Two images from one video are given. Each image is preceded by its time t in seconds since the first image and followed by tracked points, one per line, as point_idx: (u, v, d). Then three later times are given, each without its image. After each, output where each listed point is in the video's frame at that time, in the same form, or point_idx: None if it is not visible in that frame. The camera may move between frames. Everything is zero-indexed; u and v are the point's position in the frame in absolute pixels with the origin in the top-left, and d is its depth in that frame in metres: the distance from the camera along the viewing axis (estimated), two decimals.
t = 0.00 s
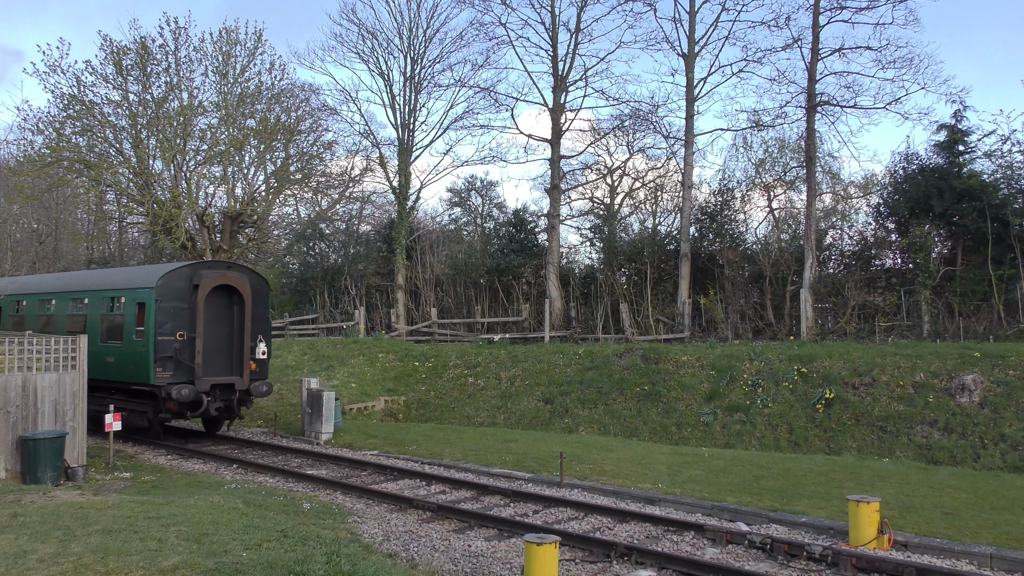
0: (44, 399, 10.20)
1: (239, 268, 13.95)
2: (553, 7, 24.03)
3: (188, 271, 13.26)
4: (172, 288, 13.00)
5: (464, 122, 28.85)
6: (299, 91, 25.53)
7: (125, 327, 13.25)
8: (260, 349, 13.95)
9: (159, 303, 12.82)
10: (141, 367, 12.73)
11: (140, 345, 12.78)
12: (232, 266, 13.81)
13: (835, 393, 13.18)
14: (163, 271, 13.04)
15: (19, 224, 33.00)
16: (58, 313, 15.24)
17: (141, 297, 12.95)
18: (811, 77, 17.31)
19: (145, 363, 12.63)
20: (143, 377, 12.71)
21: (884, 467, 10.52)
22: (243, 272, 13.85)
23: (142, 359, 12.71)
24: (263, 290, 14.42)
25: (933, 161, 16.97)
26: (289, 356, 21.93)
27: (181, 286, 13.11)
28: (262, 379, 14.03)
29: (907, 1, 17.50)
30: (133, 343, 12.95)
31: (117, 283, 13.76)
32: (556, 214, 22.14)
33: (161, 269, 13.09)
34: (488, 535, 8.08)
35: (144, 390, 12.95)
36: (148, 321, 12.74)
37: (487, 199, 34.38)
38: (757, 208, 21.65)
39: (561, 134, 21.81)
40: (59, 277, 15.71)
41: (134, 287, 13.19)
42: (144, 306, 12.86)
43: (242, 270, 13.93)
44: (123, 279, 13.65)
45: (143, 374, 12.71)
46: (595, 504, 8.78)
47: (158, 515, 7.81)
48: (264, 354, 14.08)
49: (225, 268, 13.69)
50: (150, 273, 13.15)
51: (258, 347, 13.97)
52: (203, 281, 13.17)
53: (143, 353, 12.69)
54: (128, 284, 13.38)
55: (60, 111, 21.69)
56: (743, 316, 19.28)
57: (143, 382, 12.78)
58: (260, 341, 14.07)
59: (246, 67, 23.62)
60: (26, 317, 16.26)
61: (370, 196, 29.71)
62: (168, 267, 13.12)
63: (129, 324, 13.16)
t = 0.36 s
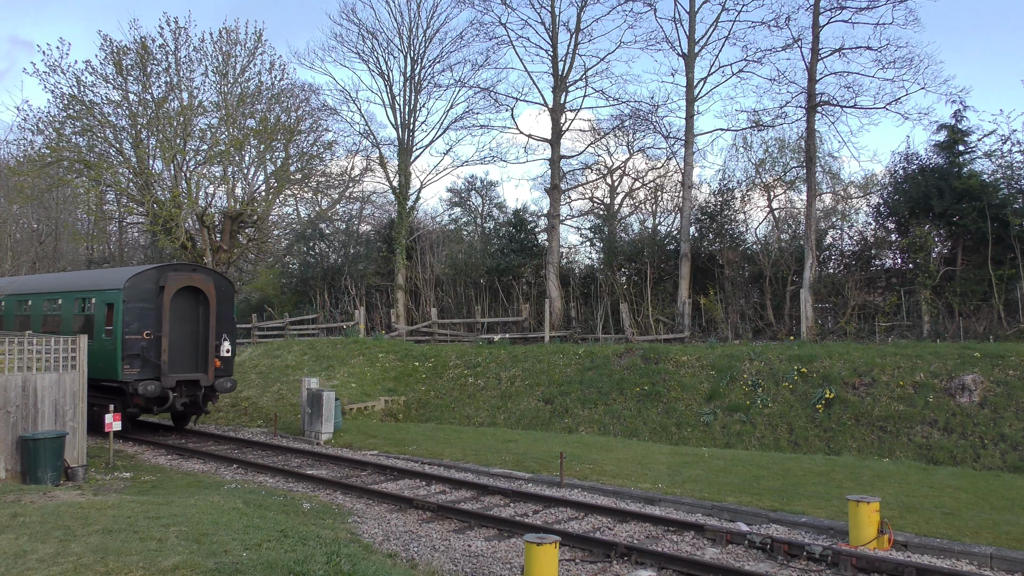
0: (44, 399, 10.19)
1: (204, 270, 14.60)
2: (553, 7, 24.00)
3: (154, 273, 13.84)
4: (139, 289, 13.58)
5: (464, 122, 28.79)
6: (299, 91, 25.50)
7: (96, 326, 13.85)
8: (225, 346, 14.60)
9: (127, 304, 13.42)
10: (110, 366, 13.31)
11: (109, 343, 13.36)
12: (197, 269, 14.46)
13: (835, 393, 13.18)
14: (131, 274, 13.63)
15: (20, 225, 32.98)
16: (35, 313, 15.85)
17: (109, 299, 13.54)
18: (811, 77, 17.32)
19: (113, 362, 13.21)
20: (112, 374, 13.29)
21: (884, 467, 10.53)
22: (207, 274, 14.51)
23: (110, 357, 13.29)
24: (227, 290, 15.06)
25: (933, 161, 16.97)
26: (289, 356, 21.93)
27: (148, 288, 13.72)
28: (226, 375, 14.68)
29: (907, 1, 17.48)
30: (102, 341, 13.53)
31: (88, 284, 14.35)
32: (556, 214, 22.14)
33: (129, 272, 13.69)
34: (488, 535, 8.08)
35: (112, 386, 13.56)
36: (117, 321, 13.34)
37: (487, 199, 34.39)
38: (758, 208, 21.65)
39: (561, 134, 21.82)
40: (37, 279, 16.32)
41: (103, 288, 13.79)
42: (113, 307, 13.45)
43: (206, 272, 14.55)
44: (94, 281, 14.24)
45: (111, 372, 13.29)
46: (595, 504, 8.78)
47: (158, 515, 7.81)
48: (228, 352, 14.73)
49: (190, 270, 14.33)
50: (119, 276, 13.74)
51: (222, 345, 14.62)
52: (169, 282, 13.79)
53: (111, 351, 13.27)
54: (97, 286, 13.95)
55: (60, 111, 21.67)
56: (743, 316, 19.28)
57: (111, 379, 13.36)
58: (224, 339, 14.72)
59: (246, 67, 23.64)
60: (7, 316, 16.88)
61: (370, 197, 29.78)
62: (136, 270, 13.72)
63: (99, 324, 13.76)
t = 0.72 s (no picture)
0: (44, 399, 10.19)
1: (173, 272, 14.83)
2: (554, 7, 24.03)
3: (124, 275, 14.05)
4: (109, 291, 13.77)
5: (464, 122, 28.70)
6: (299, 91, 25.46)
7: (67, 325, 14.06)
8: (193, 345, 14.86)
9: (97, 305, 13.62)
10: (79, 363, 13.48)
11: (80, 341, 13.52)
12: (166, 271, 14.67)
13: (835, 393, 13.18)
14: (102, 275, 13.83)
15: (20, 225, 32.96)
16: (13, 311, 16.11)
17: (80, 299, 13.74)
18: (811, 77, 17.32)
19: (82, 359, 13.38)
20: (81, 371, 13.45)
21: (884, 467, 10.53)
22: (176, 275, 14.75)
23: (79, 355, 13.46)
24: (194, 291, 15.35)
25: (933, 161, 16.98)
26: (289, 356, 21.94)
27: (118, 289, 13.90)
28: (195, 372, 14.95)
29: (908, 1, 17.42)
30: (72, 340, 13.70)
31: (61, 285, 14.56)
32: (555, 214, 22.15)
33: (99, 274, 13.88)
34: (488, 535, 8.08)
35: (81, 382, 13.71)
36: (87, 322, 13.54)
37: (487, 199, 34.42)
38: (757, 208, 21.65)
39: (561, 134, 21.83)
40: (15, 276, 16.59)
41: (74, 289, 13.98)
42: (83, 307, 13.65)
43: (175, 274, 14.82)
44: (67, 282, 14.45)
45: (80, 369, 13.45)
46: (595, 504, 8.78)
47: (158, 515, 7.81)
48: (196, 350, 14.99)
49: (159, 272, 14.54)
50: (90, 277, 13.94)
51: (190, 344, 14.88)
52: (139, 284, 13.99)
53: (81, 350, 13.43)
54: (69, 286, 14.18)
55: (60, 111, 21.65)
56: (743, 316, 19.29)
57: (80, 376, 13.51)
58: (192, 338, 14.98)
59: (246, 67, 23.63)
60: None
61: (371, 197, 29.94)
62: (107, 271, 13.92)
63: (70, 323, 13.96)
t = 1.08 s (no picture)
0: (44, 399, 10.19)
1: (144, 274, 15.37)
2: (554, 7, 23.91)
3: (95, 277, 14.61)
4: (81, 293, 14.33)
5: (464, 122, 28.56)
6: (299, 91, 25.41)
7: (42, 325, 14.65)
8: (163, 344, 15.36)
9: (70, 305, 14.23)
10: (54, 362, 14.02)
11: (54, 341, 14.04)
12: (137, 273, 15.22)
13: (836, 393, 13.18)
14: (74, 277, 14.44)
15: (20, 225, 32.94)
16: None
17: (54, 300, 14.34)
18: (811, 77, 17.31)
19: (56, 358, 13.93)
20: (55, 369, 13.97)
21: (884, 467, 10.53)
22: (147, 277, 15.29)
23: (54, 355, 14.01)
24: (164, 291, 15.88)
25: (933, 161, 16.98)
26: (289, 356, 21.94)
27: (89, 291, 14.46)
28: (165, 371, 15.42)
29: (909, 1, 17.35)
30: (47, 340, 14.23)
31: (36, 287, 15.16)
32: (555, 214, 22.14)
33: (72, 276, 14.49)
34: (488, 535, 8.08)
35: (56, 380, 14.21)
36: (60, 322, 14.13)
37: (487, 199, 34.43)
38: (757, 208, 21.65)
39: (561, 134, 21.82)
40: None
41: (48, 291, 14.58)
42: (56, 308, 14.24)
43: (145, 276, 15.35)
44: (42, 284, 15.06)
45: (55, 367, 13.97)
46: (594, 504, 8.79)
47: (158, 515, 7.81)
48: (166, 349, 15.49)
49: (130, 274, 15.08)
50: (63, 279, 14.55)
51: (160, 343, 15.38)
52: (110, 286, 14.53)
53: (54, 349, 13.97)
54: (44, 288, 14.79)
55: (60, 111, 21.62)
56: (743, 316, 19.29)
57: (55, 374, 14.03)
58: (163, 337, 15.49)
59: (246, 67, 23.63)
60: None
61: (371, 196, 30.04)
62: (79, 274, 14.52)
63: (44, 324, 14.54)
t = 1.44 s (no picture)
0: (44, 399, 10.19)
1: (116, 278, 16.29)
2: (554, 6, 23.80)
3: (70, 281, 15.47)
4: (56, 295, 15.19)
5: (464, 122, 28.17)
6: (299, 91, 25.36)
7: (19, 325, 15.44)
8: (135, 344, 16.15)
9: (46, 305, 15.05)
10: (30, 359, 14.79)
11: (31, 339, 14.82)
12: (109, 277, 16.14)
13: (836, 393, 13.18)
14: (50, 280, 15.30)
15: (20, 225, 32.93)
16: None
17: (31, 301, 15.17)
18: (811, 77, 17.30)
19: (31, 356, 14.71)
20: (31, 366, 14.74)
21: (884, 467, 10.53)
22: (119, 281, 16.21)
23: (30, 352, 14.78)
24: (137, 295, 16.83)
25: (933, 161, 16.99)
26: (288, 356, 21.95)
27: (64, 293, 15.33)
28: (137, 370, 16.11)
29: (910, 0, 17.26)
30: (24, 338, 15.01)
31: (14, 290, 16.01)
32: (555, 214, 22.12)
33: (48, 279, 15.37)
34: (488, 535, 8.08)
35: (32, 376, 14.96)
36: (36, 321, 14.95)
37: (487, 199, 34.44)
38: (757, 208, 21.65)
39: (561, 134, 21.82)
40: None
41: (24, 293, 15.43)
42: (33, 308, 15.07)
43: (119, 279, 16.26)
44: (19, 287, 15.91)
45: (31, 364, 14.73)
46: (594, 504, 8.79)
47: (158, 515, 7.81)
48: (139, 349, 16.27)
49: (103, 278, 15.98)
50: (39, 282, 15.41)
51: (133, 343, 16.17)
52: (84, 288, 15.37)
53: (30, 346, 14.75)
54: (21, 291, 15.61)
55: (60, 111, 21.60)
56: (743, 316, 19.28)
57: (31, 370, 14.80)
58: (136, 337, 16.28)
59: (246, 68, 23.62)
60: None
61: (371, 196, 30.06)
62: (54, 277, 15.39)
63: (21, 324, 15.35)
